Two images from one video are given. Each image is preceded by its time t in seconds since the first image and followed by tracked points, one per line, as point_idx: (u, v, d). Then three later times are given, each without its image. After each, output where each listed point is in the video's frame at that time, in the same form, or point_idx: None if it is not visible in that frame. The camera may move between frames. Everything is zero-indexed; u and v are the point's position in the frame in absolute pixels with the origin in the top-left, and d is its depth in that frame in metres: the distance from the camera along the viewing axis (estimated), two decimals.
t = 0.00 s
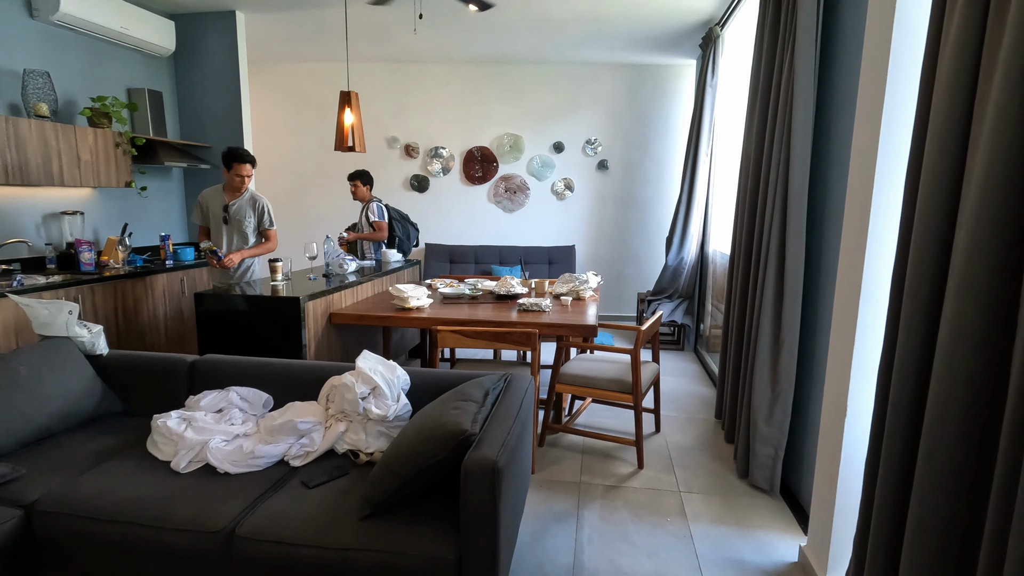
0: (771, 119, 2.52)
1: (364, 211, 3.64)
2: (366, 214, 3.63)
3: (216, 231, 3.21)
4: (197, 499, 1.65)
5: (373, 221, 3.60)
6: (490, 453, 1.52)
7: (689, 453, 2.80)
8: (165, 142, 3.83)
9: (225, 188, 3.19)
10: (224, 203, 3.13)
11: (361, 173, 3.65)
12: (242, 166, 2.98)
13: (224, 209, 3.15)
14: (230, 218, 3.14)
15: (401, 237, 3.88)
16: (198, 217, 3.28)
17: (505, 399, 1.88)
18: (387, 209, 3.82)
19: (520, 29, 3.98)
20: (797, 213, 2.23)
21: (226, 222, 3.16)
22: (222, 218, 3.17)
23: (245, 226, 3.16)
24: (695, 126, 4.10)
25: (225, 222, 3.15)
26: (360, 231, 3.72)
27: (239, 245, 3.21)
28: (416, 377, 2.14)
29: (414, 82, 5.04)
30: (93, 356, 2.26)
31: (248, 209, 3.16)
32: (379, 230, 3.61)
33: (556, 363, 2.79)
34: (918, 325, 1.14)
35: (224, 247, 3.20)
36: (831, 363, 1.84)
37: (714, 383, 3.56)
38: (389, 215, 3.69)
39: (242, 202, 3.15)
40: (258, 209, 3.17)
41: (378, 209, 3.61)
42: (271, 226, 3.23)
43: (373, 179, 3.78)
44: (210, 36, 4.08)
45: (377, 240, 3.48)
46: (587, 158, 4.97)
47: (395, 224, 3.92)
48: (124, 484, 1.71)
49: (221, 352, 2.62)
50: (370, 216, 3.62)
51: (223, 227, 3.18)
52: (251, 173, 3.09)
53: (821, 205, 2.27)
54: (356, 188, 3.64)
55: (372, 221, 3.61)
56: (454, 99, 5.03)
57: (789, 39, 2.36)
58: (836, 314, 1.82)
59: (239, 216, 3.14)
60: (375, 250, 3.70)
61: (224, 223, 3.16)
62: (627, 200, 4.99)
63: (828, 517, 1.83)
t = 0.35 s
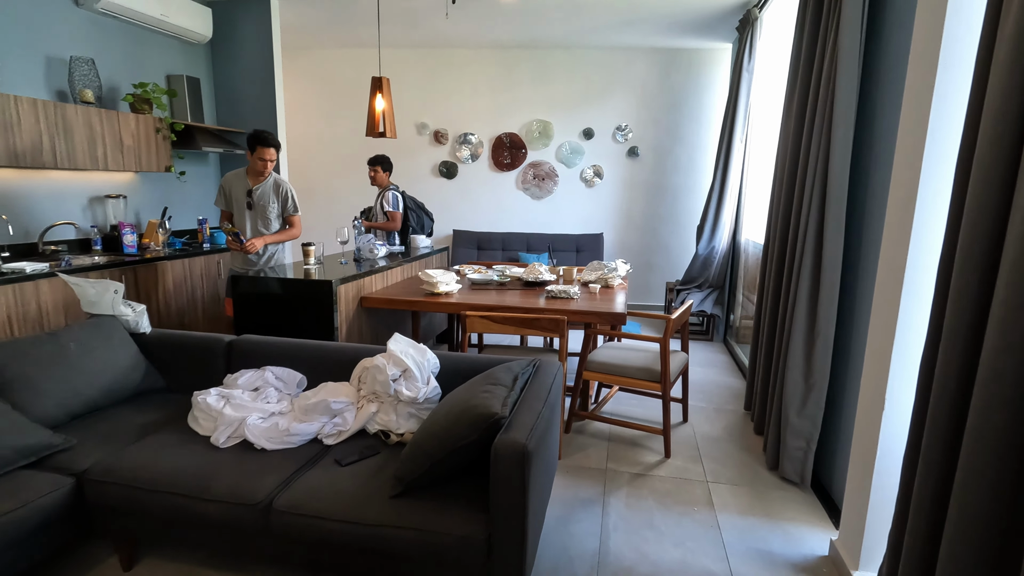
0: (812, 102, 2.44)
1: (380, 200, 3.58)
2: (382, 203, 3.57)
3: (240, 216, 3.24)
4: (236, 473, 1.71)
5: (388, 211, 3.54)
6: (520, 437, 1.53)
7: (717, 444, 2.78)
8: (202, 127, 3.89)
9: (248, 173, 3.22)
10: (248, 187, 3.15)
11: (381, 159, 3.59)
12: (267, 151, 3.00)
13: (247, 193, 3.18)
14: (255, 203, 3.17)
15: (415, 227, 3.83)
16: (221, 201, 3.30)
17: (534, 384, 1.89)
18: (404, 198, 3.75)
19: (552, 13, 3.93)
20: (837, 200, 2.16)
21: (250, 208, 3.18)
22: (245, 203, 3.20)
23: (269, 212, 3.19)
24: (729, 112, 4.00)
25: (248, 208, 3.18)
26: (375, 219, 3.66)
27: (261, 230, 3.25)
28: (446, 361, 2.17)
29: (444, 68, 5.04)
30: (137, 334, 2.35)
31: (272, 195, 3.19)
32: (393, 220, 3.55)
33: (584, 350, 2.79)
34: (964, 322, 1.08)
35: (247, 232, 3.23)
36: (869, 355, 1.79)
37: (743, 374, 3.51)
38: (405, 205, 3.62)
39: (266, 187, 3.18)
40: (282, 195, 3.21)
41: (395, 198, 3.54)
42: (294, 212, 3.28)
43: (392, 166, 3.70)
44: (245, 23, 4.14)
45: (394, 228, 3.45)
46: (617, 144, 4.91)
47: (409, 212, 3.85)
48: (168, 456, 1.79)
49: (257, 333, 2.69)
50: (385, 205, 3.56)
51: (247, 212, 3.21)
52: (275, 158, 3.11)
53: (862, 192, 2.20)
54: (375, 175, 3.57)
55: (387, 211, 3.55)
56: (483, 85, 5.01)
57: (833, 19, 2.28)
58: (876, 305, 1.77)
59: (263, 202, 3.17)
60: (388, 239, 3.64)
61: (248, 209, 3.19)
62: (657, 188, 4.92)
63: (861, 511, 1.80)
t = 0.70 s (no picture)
0: (859, 82, 2.34)
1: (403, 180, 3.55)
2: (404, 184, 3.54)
3: (250, 197, 3.13)
4: (274, 444, 1.77)
5: (411, 192, 3.53)
6: (551, 417, 1.54)
7: (748, 432, 2.74)
8: (240, 109, 4.05)
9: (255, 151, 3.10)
10: (258, 166, 3.03)
11: (401, 139, 3.60)
12: (273, 124, 2.90)
13: (257, 172, 3.07)
14: (266, 182, 3.06)
15: (436, 209, 3.78)
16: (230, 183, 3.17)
17: (564, 366, 1.89)
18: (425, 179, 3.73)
19: None
20: (883, 185, 2.08)
21: (262, 187, 3.07)
22: (256, 183, 3.08)
23: (281, 191, 3.09)
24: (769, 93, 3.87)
25: (260, 187, 3.06)
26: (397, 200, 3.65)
27: (274, 211, 3.15)
28: (477, 341, 2.19)
29: (477, 49, 5.00)
30: (180, 309, 2.43)
31: (283, 172, 3.09)
32: (417, 201, 3.53)
33: (613, 334, 2.77)
34: (1016, 319, 1.04)
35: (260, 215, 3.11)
36: (913, 344, 1.73)
37: (777, 363, 3.44)
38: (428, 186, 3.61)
39: (275, 164, 3.07)
40: (293, 172, 3.12)
41: (418, 179, 3.53)
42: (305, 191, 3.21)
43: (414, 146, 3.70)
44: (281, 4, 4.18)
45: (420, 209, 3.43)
46: (650, 127, 4.82)
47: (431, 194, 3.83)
48: (210, 426, 1.86)
49: (293, 310, 2.76)
50: (407, 186, 3.54)
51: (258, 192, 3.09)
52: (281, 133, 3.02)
53: (911, 177, 2.11)
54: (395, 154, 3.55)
55: (409, 192, 3.54)
56: (516, 67, 4.96)
57: None
58: (921, 293, 1.71)
59: (274, 180, 3.07)
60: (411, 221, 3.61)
61: (259, 188, 3.08)
62: (690, 172, 4.82)
63: (897, 504, 1.76)
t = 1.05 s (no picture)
0: (912, 58, 2.23)
1: (424, 161, 3.50)
2: (426, 164, 3.51)
3: (263, 174, 2.91)
4: (310, 413, 1.83)
5: (434, 171, 3.50)
6: (581, 395, 1.54)
7: (778, 419, 2.71)
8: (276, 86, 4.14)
9: (265, 123, 2.87)
10: (272, 140, 2.83)
11: (416, 117, 3.49)
12: (290, 94, 2.72)
13: (270, 146, 2.85)
14: (281, 157, 2.86)
15: (453, 188, 3.77)
16: (237, 159, 2.89)
17: (594, 346, 1.88)
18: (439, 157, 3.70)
19: None
20: (934, 167, 1.99)
21: (276, 163, 2.87)
22: (270, 159, 2.86)
23: (297, 165, 2.92)
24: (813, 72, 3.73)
25: (275, 163, 2.86)
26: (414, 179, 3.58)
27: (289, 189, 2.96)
28: (507, 320, 2.20)
29: (509, 26, 4.93)
30: (218, 282, 2.50)
31: (298, 146, 2.92)
32: (440, 181, 3.55)
33: (643, 317, 2.75)
34: None
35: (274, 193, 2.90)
36: (958, 333, 1.67)
37: (810, 351, 3.37)
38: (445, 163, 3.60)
39: (290, 138, 2.89)
40: (308, 146, 2.95)
41: (439, 159, 3.54)
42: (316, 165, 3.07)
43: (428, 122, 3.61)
44: None
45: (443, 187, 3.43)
46: (686, 107, 4.70)
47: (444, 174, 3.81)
48: (248, 394, 1.92)
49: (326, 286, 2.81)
50: (428, 164, 3.51)
51: (273, 169, 2.88)
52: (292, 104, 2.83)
53: (963, 159, 2.01)
54: (415, 134, 3.44)
55: (432, 170, 3.51)
56: (549, 44, 4.89)
57: None
58: (970, 280, 1.64)
59: (290, 155, 2.89)
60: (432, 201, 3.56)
61: (274, 165, 2.87)
62: (725, 154, 4.70)
63: (933, 496, 1.72)
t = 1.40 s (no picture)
0: (973, 31, 2.10)
1: (441, 130, 3.52)
2: (444, 134, 3.53)
3: (293, 148, 2.82)
4: (343, 380, 1.87)
5: (451, 141, 3.53)
6: (612, 370, 1.54)
7: (809, 405, 2.66)
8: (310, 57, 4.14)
9: (303, 95, 2.77)
10: (309, 114, 2.75)
11: (430, 87, 3.52)
12: (339, 74, 2.65)
13: (306, 121, 2.77)
14: (315, 133, 2.79)
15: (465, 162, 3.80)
16: (267, 127, 2.77)
17: (625, 323, 1.87)
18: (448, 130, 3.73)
19: None
20: (991, 147, 1.89)
21: (310, 138, 2.79)
22: (303, 133, 2.78)
23: (329, 143, 2.86)
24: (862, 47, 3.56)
25: (308, 138, 2.79)
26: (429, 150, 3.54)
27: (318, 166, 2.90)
28: (537, 295, 2.20)
29: None
30: (255, 251, 2.55)
31: (333, 124, 2.86)
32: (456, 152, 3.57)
33: (674, 297, 2.72)
34: None
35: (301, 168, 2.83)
36: (1007, 321, 1.61)
37: (845, 338, 3.29)
38: (459, 136, 3.65)
39: (326, 115, 2.82)
40: (342, 125, 2.90)
41: (455, 130, 3.57)
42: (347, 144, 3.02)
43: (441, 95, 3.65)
44: None
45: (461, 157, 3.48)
46: (725, 84, 4.56)
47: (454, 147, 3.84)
48: (284, 359, 1.97)
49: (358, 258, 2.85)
50: (444, 135, 3.53)
51: (304, 143, 2.80)
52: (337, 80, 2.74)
53: None
54: (430, 104, 3.47)
55: (448, 141, 3.53)
56: (585, 17, 4.77)
57: None
58: None
59: (324, 132, 2.83)
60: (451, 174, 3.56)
61: (307, 140, 2.79)
62: (764, 133, 4.56)
63: (971, 487, 1.68)
